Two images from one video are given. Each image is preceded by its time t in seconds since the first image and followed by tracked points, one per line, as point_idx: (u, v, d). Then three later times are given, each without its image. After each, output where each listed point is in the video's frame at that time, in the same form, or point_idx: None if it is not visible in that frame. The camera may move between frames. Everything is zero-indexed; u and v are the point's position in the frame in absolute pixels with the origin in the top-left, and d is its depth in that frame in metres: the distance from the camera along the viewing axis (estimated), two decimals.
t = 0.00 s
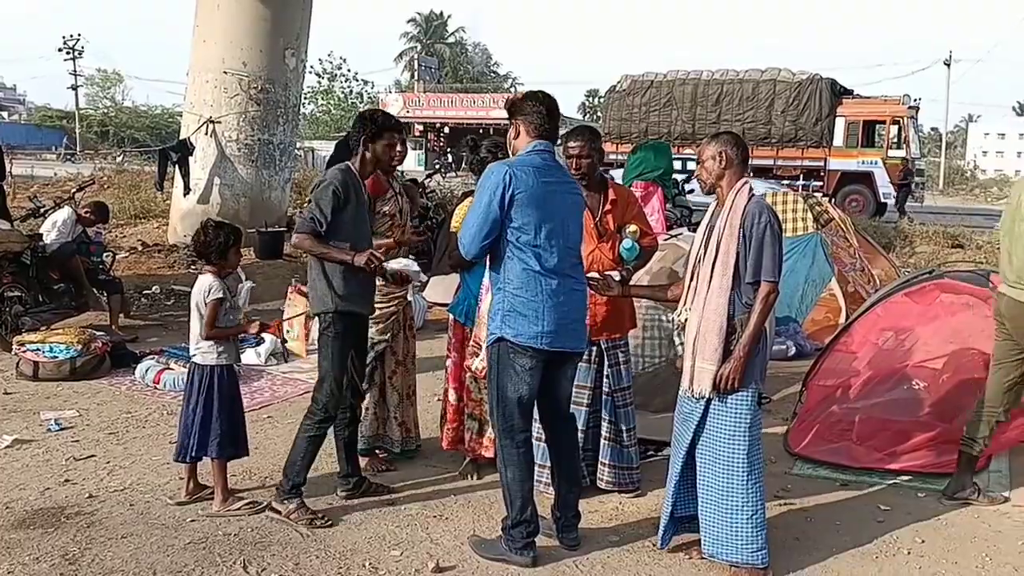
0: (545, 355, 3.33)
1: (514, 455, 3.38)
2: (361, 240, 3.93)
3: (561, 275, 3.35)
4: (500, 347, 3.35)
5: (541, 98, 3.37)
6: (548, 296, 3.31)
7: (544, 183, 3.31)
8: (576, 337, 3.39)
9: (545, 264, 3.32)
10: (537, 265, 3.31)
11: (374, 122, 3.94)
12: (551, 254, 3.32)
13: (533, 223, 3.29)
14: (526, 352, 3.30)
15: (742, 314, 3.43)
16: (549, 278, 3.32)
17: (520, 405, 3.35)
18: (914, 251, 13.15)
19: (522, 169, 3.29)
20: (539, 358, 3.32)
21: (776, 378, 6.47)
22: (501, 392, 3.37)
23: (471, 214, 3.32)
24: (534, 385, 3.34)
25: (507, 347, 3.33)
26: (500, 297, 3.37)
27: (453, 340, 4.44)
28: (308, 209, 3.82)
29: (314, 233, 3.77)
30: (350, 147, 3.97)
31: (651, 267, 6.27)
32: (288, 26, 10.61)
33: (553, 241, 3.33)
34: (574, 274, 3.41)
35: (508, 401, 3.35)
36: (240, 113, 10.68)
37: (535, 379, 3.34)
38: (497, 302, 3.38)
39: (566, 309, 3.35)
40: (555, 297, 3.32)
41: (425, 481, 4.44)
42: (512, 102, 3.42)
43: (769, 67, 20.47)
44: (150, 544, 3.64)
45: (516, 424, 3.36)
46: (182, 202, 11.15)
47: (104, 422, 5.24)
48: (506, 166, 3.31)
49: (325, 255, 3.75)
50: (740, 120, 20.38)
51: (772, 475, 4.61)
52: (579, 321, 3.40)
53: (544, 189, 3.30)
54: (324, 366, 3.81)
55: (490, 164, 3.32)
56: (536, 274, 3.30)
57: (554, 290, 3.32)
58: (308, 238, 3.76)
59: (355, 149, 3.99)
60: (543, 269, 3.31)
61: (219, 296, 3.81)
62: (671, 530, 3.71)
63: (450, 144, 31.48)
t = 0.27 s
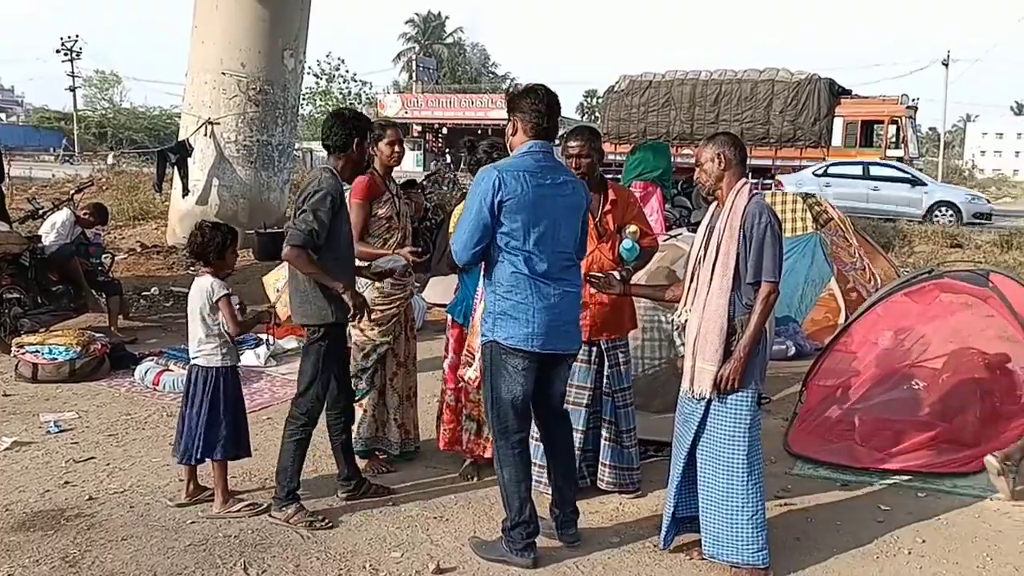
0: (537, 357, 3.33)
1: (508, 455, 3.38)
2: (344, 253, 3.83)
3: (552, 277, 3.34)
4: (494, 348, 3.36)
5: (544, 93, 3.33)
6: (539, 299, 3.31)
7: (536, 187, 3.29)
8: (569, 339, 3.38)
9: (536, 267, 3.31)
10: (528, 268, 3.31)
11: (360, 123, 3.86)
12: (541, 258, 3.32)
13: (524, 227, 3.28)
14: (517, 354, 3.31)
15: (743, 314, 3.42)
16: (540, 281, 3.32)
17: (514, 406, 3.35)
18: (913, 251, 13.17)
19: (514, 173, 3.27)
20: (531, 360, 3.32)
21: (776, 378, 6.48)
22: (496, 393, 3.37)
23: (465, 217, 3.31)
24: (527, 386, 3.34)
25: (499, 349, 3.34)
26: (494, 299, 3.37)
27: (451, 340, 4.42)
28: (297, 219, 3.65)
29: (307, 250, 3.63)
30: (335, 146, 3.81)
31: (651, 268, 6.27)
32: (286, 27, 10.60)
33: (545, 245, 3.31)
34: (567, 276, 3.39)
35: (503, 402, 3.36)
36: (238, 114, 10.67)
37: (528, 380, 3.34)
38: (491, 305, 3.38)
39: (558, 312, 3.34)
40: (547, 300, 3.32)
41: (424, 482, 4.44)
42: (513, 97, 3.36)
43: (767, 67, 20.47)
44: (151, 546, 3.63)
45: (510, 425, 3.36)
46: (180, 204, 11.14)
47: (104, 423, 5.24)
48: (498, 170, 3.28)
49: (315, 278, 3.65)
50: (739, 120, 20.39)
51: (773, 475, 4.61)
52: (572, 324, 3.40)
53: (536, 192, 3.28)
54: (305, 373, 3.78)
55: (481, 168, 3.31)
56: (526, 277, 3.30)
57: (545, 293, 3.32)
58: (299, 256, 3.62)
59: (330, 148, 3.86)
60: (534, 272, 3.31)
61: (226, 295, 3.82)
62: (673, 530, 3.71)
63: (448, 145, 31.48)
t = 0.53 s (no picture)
0: (533, 359, 3.32)
1: (506, 456, 3.38)
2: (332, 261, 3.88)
3: (547, 279, 3.33)
4: (491, 350, 3.36)
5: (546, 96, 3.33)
6: (534, 300, 3.30)
7: (529, 189, 3.27)
8: (565, 340, 3.37)
9: (530, 269, 3.31)
10: (522, 271, 3.30)
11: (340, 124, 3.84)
12: (534, 260, 3.31)
13: (517, 229, 3.27)
14: (513, 355, 3.30)
15: (743, 316, 3.43)
16: (534, 283, 3.31)
17: (511, 408, 3.35)
18: (912, 252, 13.16)
19: (506, 176, 3.26)
20: (527, 361, 3.31)
21: (775, 379, 6.47)
22: (493, 394, 3.37)
23: (461, 220, 3.30)
24: (524, 387, 3.34)
25: (495, 350, 3.34)
26: (491, 301, 3.36)
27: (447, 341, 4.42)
28: (304, 231, 3.64)
29: (314, 265, 3.66)
30: (320, 146, 3.78)
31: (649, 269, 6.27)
32: (284, 29, 10.60)
33: (538, 247, 3.30)
34: (563, 277, 3.38)
35: (501, 403, 3.36)
36: (237, 116, 10.67)
37: (524, 381, 3.34)
38: (487, 306, 3.38)
39: (554, 314, 3.33)
40: (542, 301, 3.31)
41: (423, 485, 4.44)
42: (508, 97, 3.35)
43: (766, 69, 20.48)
44: (150, 549, 3.63)
45: (507, 426, 3.36)
46: (179, 206, 11.14)
47: (102, 426, 5.23)
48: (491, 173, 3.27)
49: (320, 293, 3.71)
50: (738, 121, 20.39)
51: (772, 476, 4.61)
52: (568, 325, 3.38)
53: (529, 195, 3.27)
54: (293, 377, 3.76)
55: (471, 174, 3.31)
56: (520, 279, 3.30)
57: (540, 294, 3.31)
58: (306, 270, 3.65)
59: (313, 146, 3.81)
60: (528, 274, 3.31)
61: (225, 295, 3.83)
62: (673, 532, 3.71)
63: (447, 147, 31.49)
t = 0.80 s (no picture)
0: (536, 357, 3.31)
1: (508, 455, 3.36)
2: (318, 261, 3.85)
3: (549, 277, 3.33)
4: (494, 348, 3.34)
5: (536, 93, 3.31)
6: (538, 297, 3.30)
7: (530, 188, 3.27)
8: (567, 338, 3.38)
9: (532, 267, 3.30)
10: (525, 268, 3.30)
11: (321, 124, 3.80)
12: (536, 258, 3.31)
13: (519, 228, 3.26)
14: (517, 353, 3.29)
15: (740, 317, 3.41)
16: (536, 281, 3.31)
17: (513, 406, 3.33)
18: (909, 253, 13.16)
19: (508, 175, 3.25)
20: (529, 360, 3.30)
21: (772, 380, 6.47)
22: (495, 393, 3.35)
23: (460, 220, 3.28)
24: (526, 385, 3.33)
25: (499, 348, 3.33)
26: (493, 300, 3.35)
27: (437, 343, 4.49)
28: (287, 230, 3.62)
29: (300, 262, 3.63)
30: (297, 146, 3.75)
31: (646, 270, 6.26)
32: (280, 30, 10.58)
33: (539, 246, 3.31)
34: (563, 276, 3.39)
35: (503, 403, 3.34)
36: (232, 117, 10.65)
37: (528, 379, 3.32)
38: (489, 305, 3.36)
39: (555, 312, 3.33)
40: (544, 299, 3.31)
41: (420, 486, 4.42)
42: (502, 97, 3.34)
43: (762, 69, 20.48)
44: (144, 552, 3.61)
45: (509, 424, 3.34)
46: (175, 206, 11.11)
47: (97, 428, 5.21)
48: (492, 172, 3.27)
49: (307, 292, 3.66)
50: (734, 121, 20.39)
51: (769, 477, 4.60)
52: (569, 323, 3.39)
53: (530, 193, 3.27)
54: (285, 377, 3.72)
55: (471, 175, 3.29)
56: (524, 277, 3.29)
57: (542, 292, 3.31)
58: (292, 268, 3.61)
59: (290, 146, 3.78)
60: (530, 272, 3.30)
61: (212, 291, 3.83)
62: (671, 533, 3.70)
63: (444, 147, 31.47)
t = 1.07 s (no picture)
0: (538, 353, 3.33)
1: (508, 451, 3.36)
2: (299, 257, 3.85)
3: (551, 274, 3.35)
4: (496, 345, 3.33)
5: (528, 93, 3.31)
6: (542, 294, 3.31)
7: (535, 186, 3.27)
8: (567, 334, 3.40)
9: (537, 264, 3.31)
10: (532, 265, 3.30)
11: (301, 123, 3.80)
12: (541, 255, 3.32)
13: (524, 225, 3.26)
14: (522, 350, 3.29)
15: (735, 317, 3.41)
16: (540, 278, 3.31)
17: (515, 403, 3.33)
18: (903, 252, 13.20)
19: (513, 172, 3.24)
20: (533, 356, 3.31)
21: (767, 379, 6.47)
22: (496, 390, 3.34)
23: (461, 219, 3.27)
24: (528, 381, 3.33)
25: (502, 345, 3.31)
26: (494, 298, 3.34)
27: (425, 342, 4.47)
28: (269, 225, 3.62)
29: (282, 258, 3.63)
30: (274, 145, 3.75)
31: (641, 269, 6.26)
32: (274, 29, 10.56)
33: (543, 243, 3.32)
34: (563, 272, 3.41)
35: (504, 400, 3.33)
36: (227, 117, 10.64)
37: (531, 375, 3.33)
38: (491, 302, 3.35)
39: (558, 308, 3.35)
40: (548, 296, 3.33)
41: (415, 487, 4.41)
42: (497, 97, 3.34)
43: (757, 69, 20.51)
44: (138, 552, 3.59)
45: (510, 421, 3.34)
46: (169, 207, 11.08)
47: (91, 428, 5.19)
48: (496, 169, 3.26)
49: (290, 287, 3.66)
50: (729, 121, 20.40)
51: (764, 477, 4.60)
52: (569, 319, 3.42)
53: (535, 191, 3.27)
54: (277, 376, 3.73)
55: (477, 173, 3.25)
56: (531, 274, 3.29)
57: (546, 289, 3.33)
58: (275, 263, 3.62)
59: (267, 145, 3.77)
60: (535, 269, 3.31)
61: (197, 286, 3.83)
62: (668, 533, 3.70)
63: (439, 147, 31.45)
